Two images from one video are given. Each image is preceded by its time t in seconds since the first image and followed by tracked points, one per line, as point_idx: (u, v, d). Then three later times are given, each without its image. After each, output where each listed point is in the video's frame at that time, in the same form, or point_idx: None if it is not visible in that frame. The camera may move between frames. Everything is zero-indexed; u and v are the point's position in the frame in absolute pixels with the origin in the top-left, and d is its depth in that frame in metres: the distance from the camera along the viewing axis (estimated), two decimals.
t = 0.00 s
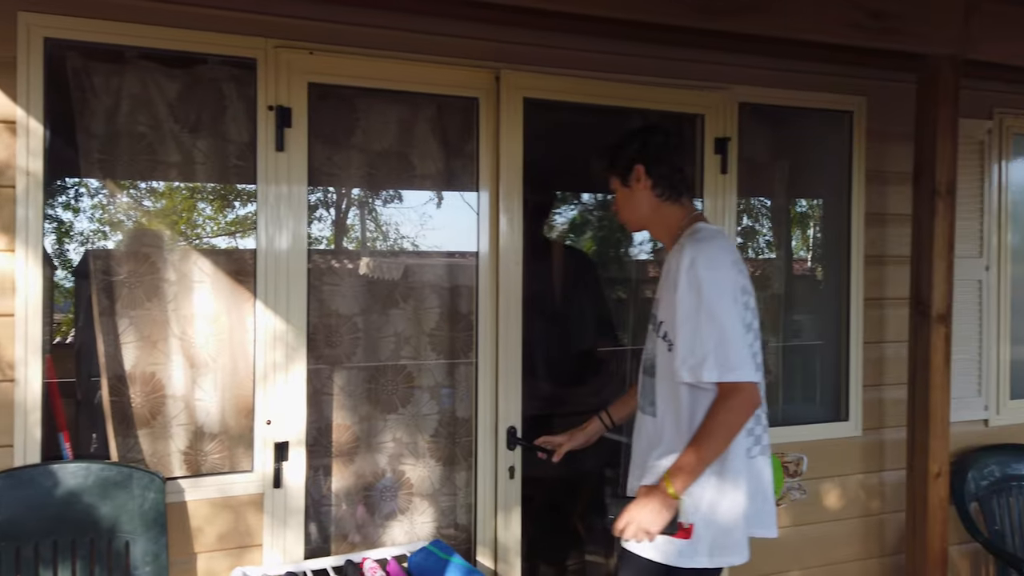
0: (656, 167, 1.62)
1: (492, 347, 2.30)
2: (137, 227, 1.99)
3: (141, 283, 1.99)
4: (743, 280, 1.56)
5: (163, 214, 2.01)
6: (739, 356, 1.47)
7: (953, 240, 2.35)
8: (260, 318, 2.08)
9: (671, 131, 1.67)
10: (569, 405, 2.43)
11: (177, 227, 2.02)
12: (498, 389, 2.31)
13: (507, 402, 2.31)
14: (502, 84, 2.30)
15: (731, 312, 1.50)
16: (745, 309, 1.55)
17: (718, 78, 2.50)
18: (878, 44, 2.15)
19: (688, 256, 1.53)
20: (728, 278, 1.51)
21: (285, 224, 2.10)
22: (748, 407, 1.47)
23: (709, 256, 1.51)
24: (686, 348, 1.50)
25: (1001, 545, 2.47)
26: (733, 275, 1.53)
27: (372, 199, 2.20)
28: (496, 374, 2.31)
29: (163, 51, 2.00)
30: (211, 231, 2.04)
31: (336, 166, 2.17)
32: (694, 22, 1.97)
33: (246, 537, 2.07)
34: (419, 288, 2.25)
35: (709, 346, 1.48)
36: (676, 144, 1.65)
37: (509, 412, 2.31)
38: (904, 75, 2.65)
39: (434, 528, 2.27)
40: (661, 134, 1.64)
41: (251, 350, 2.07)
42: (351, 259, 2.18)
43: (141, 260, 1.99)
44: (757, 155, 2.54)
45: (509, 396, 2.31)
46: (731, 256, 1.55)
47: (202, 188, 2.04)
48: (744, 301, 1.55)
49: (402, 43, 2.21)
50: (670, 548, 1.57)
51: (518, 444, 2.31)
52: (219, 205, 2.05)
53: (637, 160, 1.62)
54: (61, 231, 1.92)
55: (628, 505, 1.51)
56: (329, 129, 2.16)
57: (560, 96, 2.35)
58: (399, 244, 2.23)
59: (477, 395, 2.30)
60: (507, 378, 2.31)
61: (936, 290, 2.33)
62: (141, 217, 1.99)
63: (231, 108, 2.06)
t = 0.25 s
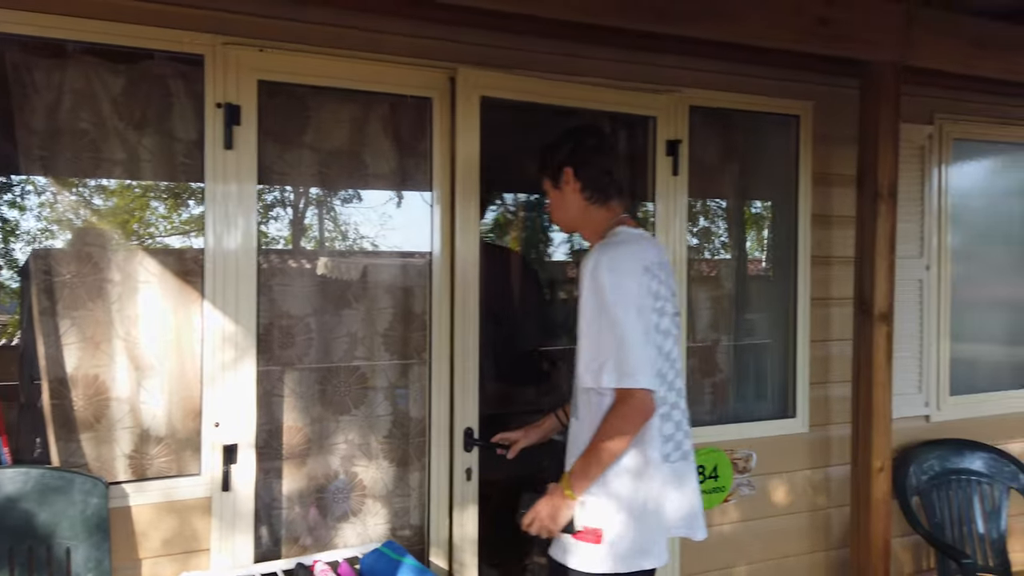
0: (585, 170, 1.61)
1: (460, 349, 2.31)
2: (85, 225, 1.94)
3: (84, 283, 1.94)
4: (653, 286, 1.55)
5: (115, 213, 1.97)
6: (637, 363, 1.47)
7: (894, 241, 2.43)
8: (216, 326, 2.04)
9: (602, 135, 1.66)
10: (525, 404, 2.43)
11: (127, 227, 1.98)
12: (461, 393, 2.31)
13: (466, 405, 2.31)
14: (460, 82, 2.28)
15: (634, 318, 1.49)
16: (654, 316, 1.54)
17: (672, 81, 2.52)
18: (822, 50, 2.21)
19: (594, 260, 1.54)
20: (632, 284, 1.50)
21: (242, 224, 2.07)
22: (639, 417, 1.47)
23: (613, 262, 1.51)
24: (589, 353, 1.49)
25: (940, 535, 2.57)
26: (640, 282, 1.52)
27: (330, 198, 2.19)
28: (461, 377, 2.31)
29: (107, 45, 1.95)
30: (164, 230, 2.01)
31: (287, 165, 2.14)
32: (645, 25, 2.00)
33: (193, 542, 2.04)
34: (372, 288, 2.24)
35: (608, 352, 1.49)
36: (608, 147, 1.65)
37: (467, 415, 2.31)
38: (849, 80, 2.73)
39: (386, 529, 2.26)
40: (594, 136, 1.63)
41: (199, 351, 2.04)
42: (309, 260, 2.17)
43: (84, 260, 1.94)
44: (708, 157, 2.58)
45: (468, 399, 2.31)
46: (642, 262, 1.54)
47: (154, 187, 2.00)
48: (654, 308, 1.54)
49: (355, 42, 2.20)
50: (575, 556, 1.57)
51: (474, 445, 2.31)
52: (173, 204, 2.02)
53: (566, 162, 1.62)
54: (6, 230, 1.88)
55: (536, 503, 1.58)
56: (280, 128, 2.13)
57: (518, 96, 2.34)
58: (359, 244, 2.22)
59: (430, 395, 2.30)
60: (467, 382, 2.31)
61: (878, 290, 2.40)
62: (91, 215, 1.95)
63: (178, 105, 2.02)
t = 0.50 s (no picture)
0: (513, 171, 1.61)
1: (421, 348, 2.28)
2: (31, 223, 1.89)
3: (24, 283, 1.89)
4: (560, 291, 1.56)
5: (64, 212, 1.92)
6: (529, 369, 1.50)
7: (838, 242, 2.50)
8: (169, 328, 2.00)
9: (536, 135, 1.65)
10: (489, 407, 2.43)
11: (76, 226, 1.93)
12: (424, 391, 2.29)
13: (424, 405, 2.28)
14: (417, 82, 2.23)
15: (532, 323, 1.52)
16: (560, 321, 1.56)
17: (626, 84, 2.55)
18: (771, 55, 2.26)
19: (498, 265, 1.57)
20: (531, 289, 1.52)
21: (193, 222, 2.03)
22: (529, 423, 1.51)
23: (515, 268, 1.53)
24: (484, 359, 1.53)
25: (884, 528, 2.65)
26: (542, 288, 1.54)
27: (288, 197, 2.17)
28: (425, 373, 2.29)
29: (49, 39, 1.90)
30: (115, 229, 1.97)
31: (237, 163, 2.10)
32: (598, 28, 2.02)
33: (139, 548, 1.99)
34: (325, 288, 2.22)
35: (504, 357, 1.53)
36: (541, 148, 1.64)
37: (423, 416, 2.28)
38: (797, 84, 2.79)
39: (338, 532, 2.24)
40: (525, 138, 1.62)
41: (145, 353, 2.00)
42: (265, 259, 2.15)
43: (24, 260, 1.89)
44: (660, 158, 2.61)
45: (426, 399, 2.29)
46: (548, 266, 1.55)
47: (105, 185, 1.96)
48: (560, 312, 1.56)
49: (306, 40, 2.17)
50: (496, 571, 1.59)
51: (433, 446, 2.29)
52: (124, 202, 1.98)
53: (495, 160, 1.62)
54: None
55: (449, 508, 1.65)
56: (230, 126, 2.09)
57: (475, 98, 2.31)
58: (317, 244, 2.21)
59: (384, 395, 2.28)
60: (425, 380, 2.28)
61: (824, 290, 2.47)
62: (39, 214, 1.90)
63: (123, 102, 1.98)
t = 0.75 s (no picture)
0: (440, 163, 1.60)
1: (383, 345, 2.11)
2: None
3: None
4: (466, 291, 1.53)
5: (12, 210, 1.88)
6: (422, 371, 1.49)
7: (787, 242, 2.55)
8: (116, 328, 1.95)
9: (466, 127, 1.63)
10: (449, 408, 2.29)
11: (22, 225, 1.89)
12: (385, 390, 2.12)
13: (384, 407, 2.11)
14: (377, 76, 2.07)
15: (429, 325, 1.50)
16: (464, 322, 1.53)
17: (584, 87, 2.56)
18: (721, 58, 2.31)
19: (403, 264, 1.55)
20: (429, 291, 1.50)
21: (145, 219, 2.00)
22: (423, 428, 1.51)
23: (416, 268, 1.51)
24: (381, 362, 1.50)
25: (831, 522, 2.72)
26: (445, 288, 1.52)
27: (244, 196, 2.15)
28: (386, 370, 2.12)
29: None
30: (64, 227, 1.92)
31: (186, 161, 2.07)
32: (551, 30, 2.04)
33: (83, 554, 1.94)
34: (277, 287, 2.19)
35: (400, 357, 1.52)
36: (473, 140, 1.62)
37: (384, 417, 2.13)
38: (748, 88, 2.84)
39: (289, 535, 2.22)
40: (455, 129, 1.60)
41: (89, 355, 1.94)
42: (221, 259, 2.12)
43: None
44: (615, 160, 2.64)
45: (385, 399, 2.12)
46: (452, 266, 1.53)
47: (53, 182, 1.92)
48: (465, 313, 1.53)
49: (259, 36, 2.11)
50: None
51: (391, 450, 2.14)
52: (74, 199, 1.93)
53: (421, 154, 1.60)
54: None
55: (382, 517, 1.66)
56: (178, 123, 2.04)
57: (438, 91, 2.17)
58: (275, 243, 2.19)
59: (337, 398, 2.24)
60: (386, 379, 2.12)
61: (773, 289, 2.52)
62: None
63: (66, 97, 1.93)
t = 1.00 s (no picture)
0: (369, 156, 1.50)
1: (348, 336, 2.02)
2: None
3: None
4: (377, 291, 1.43)
5: None
6: (327, 377, 1.40)
7: (738, 242, 2.60)
8: (60, 329, 1.91)
9: (401, 119, 1.54)
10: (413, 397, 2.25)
11: None
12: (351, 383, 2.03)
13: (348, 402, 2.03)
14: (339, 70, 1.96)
15: (337, 328, 1.41)
16: (376, 323, 1.43)
17: (540, 88, 2.57)
18: (673, 61, 2.35)
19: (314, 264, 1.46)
20: (335, 291, 1.40)
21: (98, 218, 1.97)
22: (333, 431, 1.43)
23: (322, 268, 1.42)
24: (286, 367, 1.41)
25: (781, 516, 2.77)
26: (352, 288, 1.41)
27: (199, 195, 2.12)
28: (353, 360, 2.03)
29: None
30: (8, 224, 1.87)
31: (133, 159, 2.02)
32: (505, 30, 2.05)
33: (24, 561, 1.89)
34: (229, 287, 2.16)
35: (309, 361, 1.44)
36: (408, 134, 1.53)
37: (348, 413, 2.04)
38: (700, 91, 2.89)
39: (241, 538, 2.19)
40: (388, 121, 1.51)
41: (31, 357, 1.89)
42: (174, 259, 2.09)
43: None
44: (570, 160, 2.66)
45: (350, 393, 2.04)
46: (363, 265, 1.43)
47: None
48: (377, 315, 1.42)
49: (209, 32, 2.08)
50: None
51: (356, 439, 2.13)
52: (21, 197, 1.89)
53: (350, 146, 1.52)
54: None
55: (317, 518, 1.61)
56: (124, 120, 2.00)
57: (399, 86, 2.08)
58: (229, 242, 2.16)
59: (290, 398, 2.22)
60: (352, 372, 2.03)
61: (724, 288, 2.57)
62: None
63: (6, 91, 1.87)
